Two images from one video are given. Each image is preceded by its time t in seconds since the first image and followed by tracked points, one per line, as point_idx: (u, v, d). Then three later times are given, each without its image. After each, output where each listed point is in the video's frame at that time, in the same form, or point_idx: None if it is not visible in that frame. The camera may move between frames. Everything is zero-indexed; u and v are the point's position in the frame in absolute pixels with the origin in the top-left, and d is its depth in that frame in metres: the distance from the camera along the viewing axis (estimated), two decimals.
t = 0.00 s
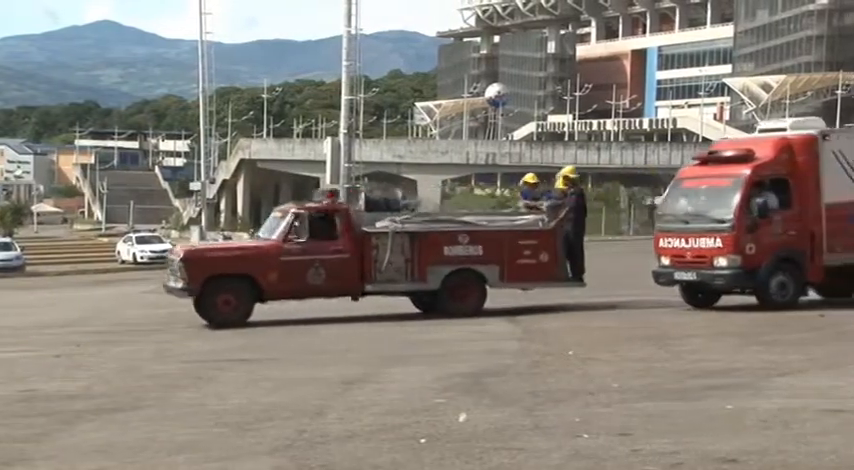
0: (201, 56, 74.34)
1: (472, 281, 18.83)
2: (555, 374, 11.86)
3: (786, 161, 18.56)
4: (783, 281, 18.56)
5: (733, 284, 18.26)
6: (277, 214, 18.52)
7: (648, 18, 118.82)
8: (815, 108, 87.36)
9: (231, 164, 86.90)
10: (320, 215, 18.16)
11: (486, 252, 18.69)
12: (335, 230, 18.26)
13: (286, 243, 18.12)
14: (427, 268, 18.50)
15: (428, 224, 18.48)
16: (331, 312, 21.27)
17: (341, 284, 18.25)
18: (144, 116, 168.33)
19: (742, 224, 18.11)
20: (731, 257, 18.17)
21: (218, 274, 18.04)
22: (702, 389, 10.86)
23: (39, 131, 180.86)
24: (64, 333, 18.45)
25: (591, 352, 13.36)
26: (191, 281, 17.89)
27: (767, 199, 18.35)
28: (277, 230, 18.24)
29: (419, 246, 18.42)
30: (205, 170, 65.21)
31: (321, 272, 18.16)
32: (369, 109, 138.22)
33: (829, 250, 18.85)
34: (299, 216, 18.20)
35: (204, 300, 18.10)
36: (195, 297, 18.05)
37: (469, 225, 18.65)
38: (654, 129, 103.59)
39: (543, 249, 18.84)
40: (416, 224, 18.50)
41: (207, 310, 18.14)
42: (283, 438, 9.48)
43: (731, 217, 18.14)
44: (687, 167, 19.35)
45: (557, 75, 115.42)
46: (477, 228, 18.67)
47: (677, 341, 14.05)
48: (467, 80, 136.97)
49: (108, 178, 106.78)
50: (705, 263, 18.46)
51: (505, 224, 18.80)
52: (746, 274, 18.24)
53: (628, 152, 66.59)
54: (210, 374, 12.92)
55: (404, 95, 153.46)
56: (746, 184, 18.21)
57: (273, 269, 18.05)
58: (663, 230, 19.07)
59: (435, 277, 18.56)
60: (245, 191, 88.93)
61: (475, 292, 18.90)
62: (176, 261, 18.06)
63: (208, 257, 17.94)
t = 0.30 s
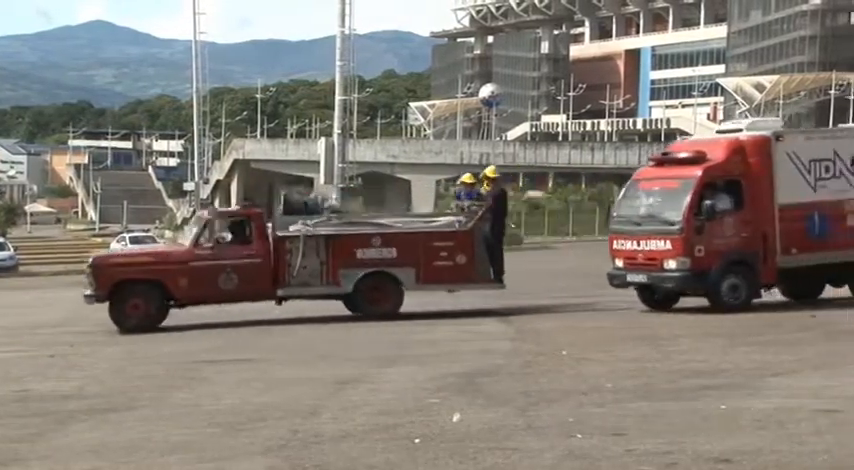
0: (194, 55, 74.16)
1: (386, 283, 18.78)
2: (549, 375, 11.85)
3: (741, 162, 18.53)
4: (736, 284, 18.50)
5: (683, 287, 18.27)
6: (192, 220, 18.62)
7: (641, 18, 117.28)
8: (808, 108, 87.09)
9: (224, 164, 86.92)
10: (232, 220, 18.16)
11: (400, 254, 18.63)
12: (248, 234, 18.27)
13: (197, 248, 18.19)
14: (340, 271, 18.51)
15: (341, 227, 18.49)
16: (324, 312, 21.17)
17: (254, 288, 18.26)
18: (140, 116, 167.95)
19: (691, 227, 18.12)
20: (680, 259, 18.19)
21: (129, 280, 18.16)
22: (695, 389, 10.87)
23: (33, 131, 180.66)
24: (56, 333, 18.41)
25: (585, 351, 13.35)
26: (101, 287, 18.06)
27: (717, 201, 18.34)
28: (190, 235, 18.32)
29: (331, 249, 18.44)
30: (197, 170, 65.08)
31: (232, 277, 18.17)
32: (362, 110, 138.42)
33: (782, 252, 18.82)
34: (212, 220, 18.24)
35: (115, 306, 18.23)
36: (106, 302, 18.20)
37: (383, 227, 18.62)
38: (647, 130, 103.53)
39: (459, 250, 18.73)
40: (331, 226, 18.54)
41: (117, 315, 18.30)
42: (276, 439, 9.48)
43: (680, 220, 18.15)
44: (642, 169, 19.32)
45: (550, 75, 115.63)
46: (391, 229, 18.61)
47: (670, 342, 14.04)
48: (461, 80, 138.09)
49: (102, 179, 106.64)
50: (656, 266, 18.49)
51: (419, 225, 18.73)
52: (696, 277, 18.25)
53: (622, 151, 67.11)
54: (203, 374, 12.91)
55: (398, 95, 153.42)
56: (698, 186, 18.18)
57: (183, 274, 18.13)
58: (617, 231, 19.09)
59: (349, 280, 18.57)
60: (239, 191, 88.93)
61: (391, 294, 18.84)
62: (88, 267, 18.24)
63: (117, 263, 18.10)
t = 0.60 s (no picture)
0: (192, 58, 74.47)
1: (298, 287, 19.04)
2: (540, 372, 12.08)
3: (680, 166, 19.28)
4: (673, 285, 19.20)
5: (621, 288, 18.94)
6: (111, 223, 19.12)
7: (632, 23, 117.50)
8: (794, 111, 86.81)
9: (224, 166, 87.30)
10: (147, 222, 18.66)
11: (311, 257, 18.90)
12: (164, 236, 18.70)
13: (112, 250, 18.66)
14: (252, 274, 18.84)
15: (254, 231, 18.85)
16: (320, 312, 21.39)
17: (168, 290, 18.67)
18: (139, 118, 168.00)
19: (628, 229, 18.80)
20: (618, 261, 18.87)
21: (45, 281, 18.60)
22: (684, 385, 11.10)
23: (36, 133, 181.39)
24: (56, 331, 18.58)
25: (576, 349, 13.56)
26: (17, 289, 18.53)
27: (655, 204, 19.04)
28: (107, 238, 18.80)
29: (243, 252, 18.79)
30: (197, 170, 65.27)
31: (145, 279, 18.62)
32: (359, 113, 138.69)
33: (722, 254, 19.48)
34: (127, 224, 18.71)
35: (31, 307, 18.65)
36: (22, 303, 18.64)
37: (295, 231, 18.92)
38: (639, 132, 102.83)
39: (370, 253, 18.96)
40: (244, 229, 18.89)
41: (34, 315, 18.70)
42: (275, 435, 9.69)
43: (618, 222, 18.85)
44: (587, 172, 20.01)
45: (543, 79, 117.48)
46: (303, 233, 18.91)
47: (660, 339, 14.26)
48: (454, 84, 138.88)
49: (103, 180, 107.11)
50: (595, 267, 19.17)
51: (331, 229, 19.01)
52: (633, 278, 18.94)
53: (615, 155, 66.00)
54: (201, 372, 13.13)
55: (394, 99, 153.65)
56: (637, 188, 18.90)
57: (97, 276, 18.61)
58: (561, 234, 19.79)
59: (260, 283, 18.86)
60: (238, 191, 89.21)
61: (303, 298, 19.10)
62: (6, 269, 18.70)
63: (33, 265, 18.56)
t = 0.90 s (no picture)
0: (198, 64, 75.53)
1: (214, 290, 19.25)
2: (532, 368, 12.46)
3: (611, 171, 19.55)
4: (603, 286, 19.49)
5: (551, 290, 19.30)
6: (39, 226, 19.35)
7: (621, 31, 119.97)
8: (777, 116, 91.92)
9: (228, 170, 88.23)
10: (72, 226, 18.89)
11: (227, 261, 19.12)
12: (88, 239, 18.92)
13: (38, 252, 18.89)
14: (170, 276, 19.04)
15: (171, 234, 19.06)
16: (324, 309, 21.85)
17: (92, 292, 18.86)
18: (147, 122, 169.30)
19: (557, 233, 19.17)
20: (548, 264, 19.24)
21: None
22: (670, 380, 11.48)
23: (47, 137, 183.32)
24: (65, 329, 18.99)
25: (567, 346, 13.97)
26: None
27: (585, 208, 19.35)
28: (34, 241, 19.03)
29: (163, 255, 19.00)
30: (204, 173, 66.05)
31: (70, 281, 18.83)
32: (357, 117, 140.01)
33: (653, 257, 19.67)
34: (53, 226, 18.94)
35: None
36: None
37: (212, 234, 19.15)
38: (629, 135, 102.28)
39: (284, 258, 19.21)
40: (163, 233, 19.12)
41: None
42: (275, 428, 10.08)
43: (547, 226, 19.23)
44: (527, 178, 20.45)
45: (536, 84, 119.39)
46: (219, 238, 19.14)
47: (647, 336, 14.67)
48: (451, 90, 141.04)
49: (112, 183, 108.40)
50: (528, 270, 19.56)
51: (247, 233, 19.25)
52: (563, 280, 19.26)
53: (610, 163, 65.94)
54: (205, 367, 13.51)
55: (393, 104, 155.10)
56: (566, 193, 19.25)
57: (24, 278, 18.82)
58: (500, 237, 20.27)
59: (178, 285, 19.08)
60: (243, 194, 90.13)
61: (220, 300, 19.30)
62: None
63: None
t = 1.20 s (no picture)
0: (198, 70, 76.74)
1: (127, 294, 19.40)
2: (517, 363, 12.92)
3: (528, 176, 19.85)
4: (520, 288, 19.86)
5: (467, 292, 19.69)
6: None
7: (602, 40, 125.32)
8: (751, 121, 98.26)
9: (225, 172, 89.14)
10: None
11: (140, 265, 19.25)
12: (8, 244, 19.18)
13: None
14: (85, 280, 19.24)
15: (86, 240, 19.25)
16: (315, 308, 22.33)
17: (12, 295, 19.13)
18: (147, 127, 170.60)
19: (472, 237, 19.57)
20: (464, 267, 19.63)
21: None
22: (650, 375, 11.93)
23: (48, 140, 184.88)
24: (62, 327, 19.43)
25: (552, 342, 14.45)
26: None
27: (502, 214, 19.73)
28: None
29: (79, 260, 19.20)
30: (202, 177, 66.63)
31: None
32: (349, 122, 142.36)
33: (569, 260, 19.98)
34: None
35: None
36: None
37: (126, 240, 19.29)
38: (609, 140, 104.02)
39: (193, 262, 19.18)
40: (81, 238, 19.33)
41: None
42: (272, 421, 10.49)
43: (463, 230, 19.64)
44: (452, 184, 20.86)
45: (521, 91, 124.10)
46: (133, 242, 19.26)
47: (629, 332, 15.16)
48: (439, 95, 142.60)
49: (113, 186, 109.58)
50: (447, 273, 19.97)
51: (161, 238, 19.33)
52: (478, 283, 19.66)
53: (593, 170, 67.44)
54: (203, 363, 13.94)
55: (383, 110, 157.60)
56: (483, 198, 19.63)
57: None
58: (425, 242, 20.71)
59: (92, 289, 19.27)
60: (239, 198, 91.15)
61: (134, 304, 19.43)
62: None
63: None
